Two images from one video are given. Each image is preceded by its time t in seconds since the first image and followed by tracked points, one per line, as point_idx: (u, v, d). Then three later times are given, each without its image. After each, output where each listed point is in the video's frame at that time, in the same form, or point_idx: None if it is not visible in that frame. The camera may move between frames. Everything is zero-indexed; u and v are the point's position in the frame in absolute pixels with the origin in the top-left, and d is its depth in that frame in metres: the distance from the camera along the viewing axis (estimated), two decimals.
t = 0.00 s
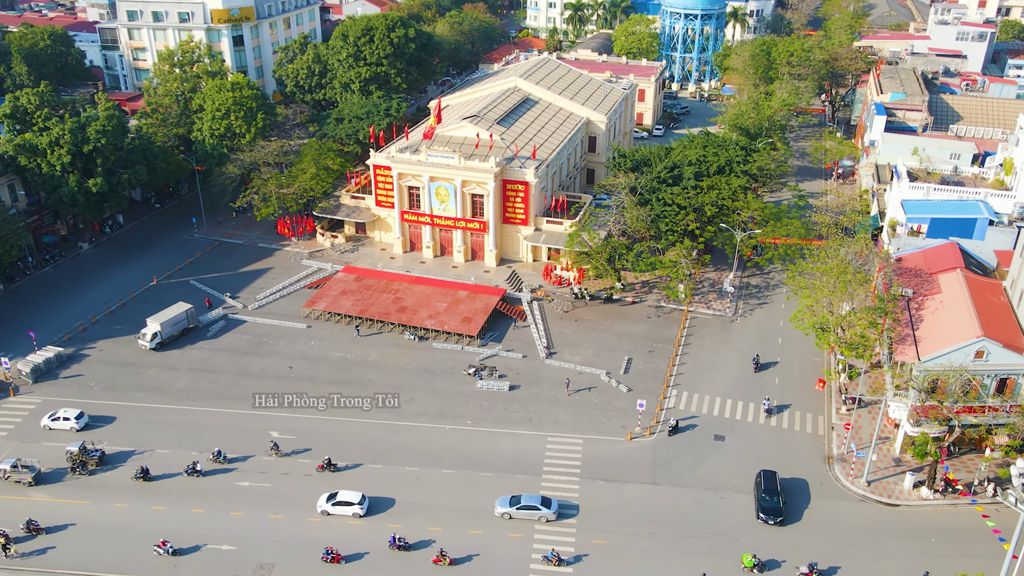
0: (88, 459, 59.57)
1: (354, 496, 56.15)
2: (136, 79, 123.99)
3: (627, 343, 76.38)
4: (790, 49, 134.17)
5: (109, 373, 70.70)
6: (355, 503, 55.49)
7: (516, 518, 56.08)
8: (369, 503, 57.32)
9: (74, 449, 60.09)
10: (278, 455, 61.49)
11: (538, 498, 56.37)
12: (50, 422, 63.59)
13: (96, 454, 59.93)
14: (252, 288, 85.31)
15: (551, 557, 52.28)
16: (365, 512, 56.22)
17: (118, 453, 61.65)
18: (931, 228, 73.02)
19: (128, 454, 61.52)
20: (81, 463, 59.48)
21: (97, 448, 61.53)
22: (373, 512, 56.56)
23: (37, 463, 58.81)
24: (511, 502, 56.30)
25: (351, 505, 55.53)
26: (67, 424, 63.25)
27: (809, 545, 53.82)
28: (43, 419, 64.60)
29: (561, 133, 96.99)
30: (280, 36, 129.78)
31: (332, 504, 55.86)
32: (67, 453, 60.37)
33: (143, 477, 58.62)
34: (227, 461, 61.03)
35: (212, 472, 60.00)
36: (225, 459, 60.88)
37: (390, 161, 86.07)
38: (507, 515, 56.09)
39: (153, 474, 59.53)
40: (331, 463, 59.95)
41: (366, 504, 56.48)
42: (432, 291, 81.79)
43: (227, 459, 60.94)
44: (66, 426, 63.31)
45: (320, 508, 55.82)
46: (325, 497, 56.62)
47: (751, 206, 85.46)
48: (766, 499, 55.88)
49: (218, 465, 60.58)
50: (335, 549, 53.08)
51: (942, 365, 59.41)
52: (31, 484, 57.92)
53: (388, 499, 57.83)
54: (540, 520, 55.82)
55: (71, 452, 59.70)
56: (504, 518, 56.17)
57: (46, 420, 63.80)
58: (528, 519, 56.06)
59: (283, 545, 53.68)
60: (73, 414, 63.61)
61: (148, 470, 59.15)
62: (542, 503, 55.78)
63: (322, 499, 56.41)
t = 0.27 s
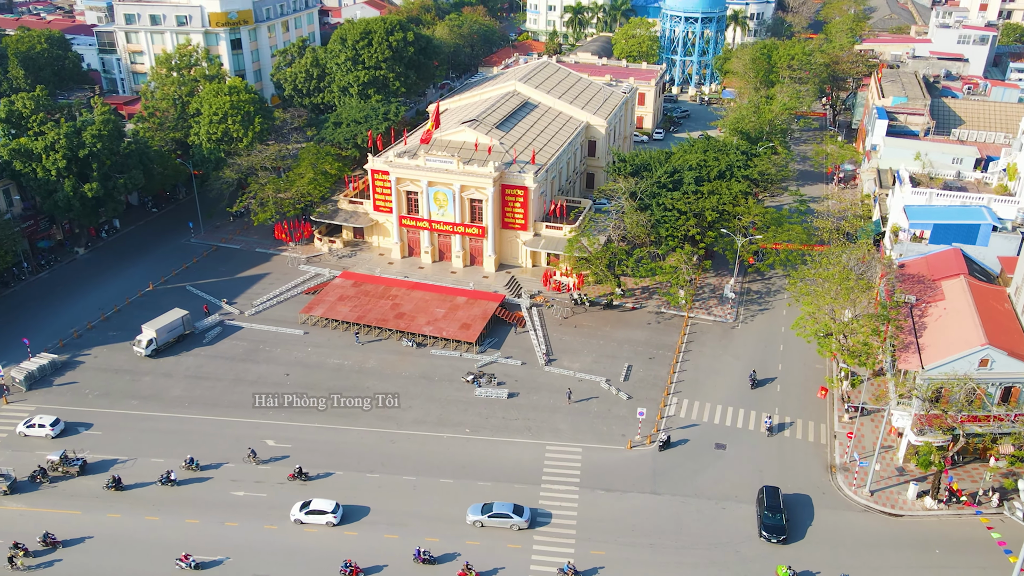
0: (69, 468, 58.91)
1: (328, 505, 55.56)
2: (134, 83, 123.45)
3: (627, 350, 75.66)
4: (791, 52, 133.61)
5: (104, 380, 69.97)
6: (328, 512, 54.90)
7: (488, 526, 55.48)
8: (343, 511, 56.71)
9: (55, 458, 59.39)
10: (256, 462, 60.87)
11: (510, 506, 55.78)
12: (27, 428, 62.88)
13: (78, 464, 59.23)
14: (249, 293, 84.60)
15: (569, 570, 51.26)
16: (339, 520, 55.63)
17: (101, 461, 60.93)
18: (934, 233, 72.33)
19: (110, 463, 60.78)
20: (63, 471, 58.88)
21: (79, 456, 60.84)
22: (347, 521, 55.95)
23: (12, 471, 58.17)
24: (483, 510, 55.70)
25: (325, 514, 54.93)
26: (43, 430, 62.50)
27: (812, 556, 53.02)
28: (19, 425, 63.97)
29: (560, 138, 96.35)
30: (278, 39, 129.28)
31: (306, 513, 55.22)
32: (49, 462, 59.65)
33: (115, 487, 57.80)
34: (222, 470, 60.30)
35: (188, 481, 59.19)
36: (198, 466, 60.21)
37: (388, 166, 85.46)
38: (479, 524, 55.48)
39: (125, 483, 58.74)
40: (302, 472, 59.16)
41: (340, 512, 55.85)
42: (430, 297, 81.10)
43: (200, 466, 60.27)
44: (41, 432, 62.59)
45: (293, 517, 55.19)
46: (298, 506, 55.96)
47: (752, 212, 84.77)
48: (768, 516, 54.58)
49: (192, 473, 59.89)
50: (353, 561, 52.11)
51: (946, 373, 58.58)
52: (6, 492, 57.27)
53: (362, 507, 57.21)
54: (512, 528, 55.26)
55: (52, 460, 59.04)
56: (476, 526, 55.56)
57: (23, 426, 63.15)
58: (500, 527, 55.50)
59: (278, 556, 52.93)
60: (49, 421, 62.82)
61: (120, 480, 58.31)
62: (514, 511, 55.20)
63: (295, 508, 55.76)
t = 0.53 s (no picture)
0: (50, 475, 58.27)
1: (302, 511, 54.92)
2: (131, 84, 122.77)
3: (627, 354, 74.97)
4: (792, 53, 132.95)
5: (98, 385, 69.27)
6: (301, 519, 54.26)
7: (459, 531, 54.90)
8: (317, 518, 56.08)
9: (36, 464, 58.72)
10: (233, 467, 60.29)
11: (482, 512, 55.21)
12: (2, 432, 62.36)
13: (59, 470, 58.54)
14: (246, 297, 83.88)
15: None
16: (312, 527, 55.02)
17: (83, 468, 60.22)
18: (937, 237, 71.64)
19: (92, 469, 60.04)
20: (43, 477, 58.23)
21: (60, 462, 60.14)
22: (321, 528, 55.32)
23: None
24: (455, 515, 55.11)
25: (298, 520, 54.31)
26: (18, 435, 62.00)
27: (815, 565, 52.29)
28: None
29: (560, 140, 95.60)
30: (276, 40, 128.65)
31: (279, 519, 54.57)
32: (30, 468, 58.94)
33: (86, 494, 57.04)
34: (218, 477, 59.61)
35: (162, 487, 58.52)
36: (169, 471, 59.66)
37: (386, 169, 84.74)
38: (450, 529, 54.88)
39: (97, 490, 58.05)
40: (272, 479, 58.42)
41: (313, 519, 55.21)
42: (429, 301, 80.38)
43: (172, 471, 59.73)
44: (16, 436, 62.09)
45: (267, 523, 54.54)
46: (272, 512, 55.34)
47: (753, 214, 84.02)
48: (771, 532, 53.21)
49: (165, 478, 59.30)
50: (371, 572, 51.29)
51: (950, 380, 57.84)
52: None
53: (336, 514, 56.62)
54: (483, 534, 54.69)
55: (33, 467, 58.41)
56: (447, 532, 54.98)
57: None
58: (472, 533, 54.94)
59: (273, 564, 52.24)
60: (25, 425, 62.31)
61: (91, 487, 57.59)
62: (485, 517, 54.63)
63: (269, 514, 55.14)
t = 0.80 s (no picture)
0: (30, 481, 57.65)
1: (274, 518, 54.33)
2: (127, 85, 122.02)
3: (627, 359, 74.31)
4: (794, 55, 132.36)
5: (93, 390, 68.54)
6: (273, 525, 53.67)
7: (430, 537, 54.35)
8: (290, 524, 55.46)
9: (15, 471, 58.15)
10: (209, 473, 59.69)
11: (452, 517, 54.67)
12: None
13: (39, 477, 57.91)
14: (243, 300, 83.18)
15: None
16: (285, 533, 54.39)
17: (64, 474, 59.48)
18: (940, 240, 70.94)
19: (73, 476, 59.33)
20: (24, 484, 57.64)
21: (41, 469, 59.43)
22: (294, 534, 54.69)
23: None
24: (425, 521, 54.57)
25: (269, 526, 53.73)
26: None
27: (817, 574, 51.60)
28: None
29: (559, 141, 94.87)
30: (274, 40, 127.96)
31: (250, 526, 53.94)
32: (9, 476, 58.34)
33: (55, 501, 56.26)
34: (212, 484, 58.94)
35: (136, 493, 57.82)
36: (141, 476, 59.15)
37: (385, 171, 84.01)
38: (421, 535, 54.33)
39: (68, 497, 57.32)
40: (243, 485, 57.77)
41: (286, 525, 54.61)
42: (427, 304, 79.71)
43: (144, 477, 59.17)
44: None
45: (239, 530, 53.90)
46: (244, 519, 54.73)
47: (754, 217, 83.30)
48: (775, 548, 51.85)
49: (138, 484, 58.72)
50: None
51: (954, 387, 57.03)
52: None
53: (310, 520, 55.96)
54: (454, 539, 54.12)
55: (13, 474, 57.81)
56: (418, 538, 54.42)
57: None
58: (443, 538, 54.39)
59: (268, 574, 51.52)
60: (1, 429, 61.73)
61: (61, 494, 56.82)
62: (455, 523, 54.08)
63: (240, 521, 54.50)
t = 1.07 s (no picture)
0: (11, 489, 57.09)
1: (246, 524, 53.71)
2: (124, 86, 121.27)
3: (626, 363, 73.64)
4: (794, 56, 131.86)
5: (87, 396, 67.81)
6: (245, 532, 53.07)
7: (401, 543, 53.83)
8: (263, 531, 54.85)
9: None
10: (184, 478, 59.11)
11: (423, 522, 54.15)
12: None
13: (19, 484, 57.28)
14: (239, 304, 82.48)
15: None
16: (257, 540, 53.79)
17: (46, 481, 58.76)
18: (943, 244, 70.24)
19: (54, 483, 58.61)
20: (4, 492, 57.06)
21: (23, 476, 58.71)
22: (266, 541, 54.09)
23: None
24: (395, 527, 54.01)
25: (241, 533, 53.13)
26: None
27: None
28: None
29: (558, 143, 94.15)
30: (272, 42, 127.30)
31: (222, 533, 53.28)
32: None
33: (25, 510, 55.56)
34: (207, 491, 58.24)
35: (108, 500, 57.16)
36: (112, 481, 58.64)
37: (382, 173, 83.31)
38: (392, 541, 53.80)
39: (39, 505, 56.62)
40: (213, 491, 57.26)
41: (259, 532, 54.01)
42: (425, 308, 79.02)
43: (114, 482, 58.64)
44: None
45: (210, 537, 53.26)
46: (215, 525, 54.06)
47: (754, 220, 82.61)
48: (777, 564, 50.42)
49: (109, 489, 58.18)
50: None
51: (957, 393, 56.22)
52: None
53: (283, 526, 55.33)
54: (425, 545, 53.63)
55: None
56: (389, 544, 53.89)
57: None
58: (413, 544, 53.89)
59: None
60: None
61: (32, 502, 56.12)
62: (426, 529, 53.56)
63: (212, 528, 53.82)
